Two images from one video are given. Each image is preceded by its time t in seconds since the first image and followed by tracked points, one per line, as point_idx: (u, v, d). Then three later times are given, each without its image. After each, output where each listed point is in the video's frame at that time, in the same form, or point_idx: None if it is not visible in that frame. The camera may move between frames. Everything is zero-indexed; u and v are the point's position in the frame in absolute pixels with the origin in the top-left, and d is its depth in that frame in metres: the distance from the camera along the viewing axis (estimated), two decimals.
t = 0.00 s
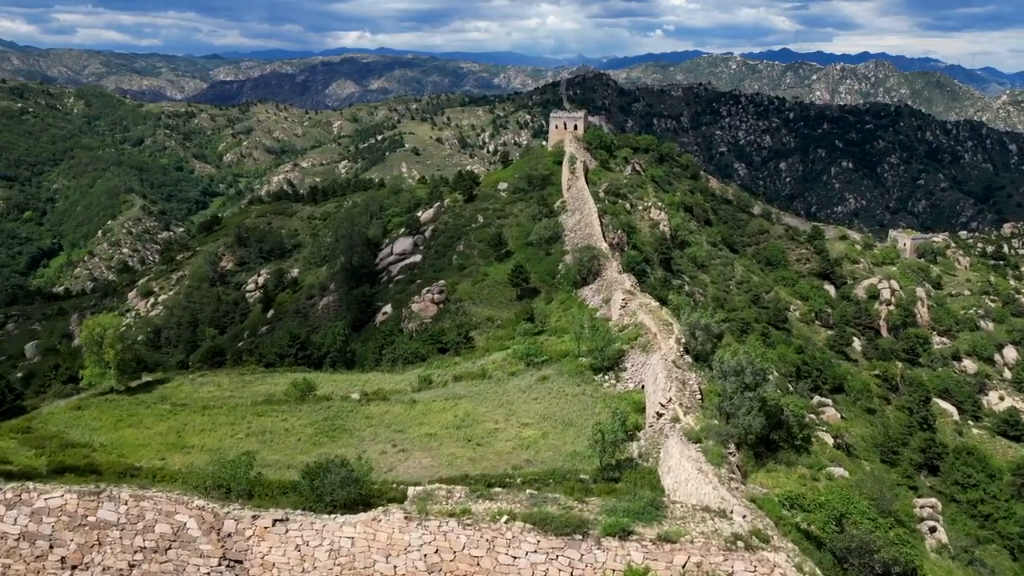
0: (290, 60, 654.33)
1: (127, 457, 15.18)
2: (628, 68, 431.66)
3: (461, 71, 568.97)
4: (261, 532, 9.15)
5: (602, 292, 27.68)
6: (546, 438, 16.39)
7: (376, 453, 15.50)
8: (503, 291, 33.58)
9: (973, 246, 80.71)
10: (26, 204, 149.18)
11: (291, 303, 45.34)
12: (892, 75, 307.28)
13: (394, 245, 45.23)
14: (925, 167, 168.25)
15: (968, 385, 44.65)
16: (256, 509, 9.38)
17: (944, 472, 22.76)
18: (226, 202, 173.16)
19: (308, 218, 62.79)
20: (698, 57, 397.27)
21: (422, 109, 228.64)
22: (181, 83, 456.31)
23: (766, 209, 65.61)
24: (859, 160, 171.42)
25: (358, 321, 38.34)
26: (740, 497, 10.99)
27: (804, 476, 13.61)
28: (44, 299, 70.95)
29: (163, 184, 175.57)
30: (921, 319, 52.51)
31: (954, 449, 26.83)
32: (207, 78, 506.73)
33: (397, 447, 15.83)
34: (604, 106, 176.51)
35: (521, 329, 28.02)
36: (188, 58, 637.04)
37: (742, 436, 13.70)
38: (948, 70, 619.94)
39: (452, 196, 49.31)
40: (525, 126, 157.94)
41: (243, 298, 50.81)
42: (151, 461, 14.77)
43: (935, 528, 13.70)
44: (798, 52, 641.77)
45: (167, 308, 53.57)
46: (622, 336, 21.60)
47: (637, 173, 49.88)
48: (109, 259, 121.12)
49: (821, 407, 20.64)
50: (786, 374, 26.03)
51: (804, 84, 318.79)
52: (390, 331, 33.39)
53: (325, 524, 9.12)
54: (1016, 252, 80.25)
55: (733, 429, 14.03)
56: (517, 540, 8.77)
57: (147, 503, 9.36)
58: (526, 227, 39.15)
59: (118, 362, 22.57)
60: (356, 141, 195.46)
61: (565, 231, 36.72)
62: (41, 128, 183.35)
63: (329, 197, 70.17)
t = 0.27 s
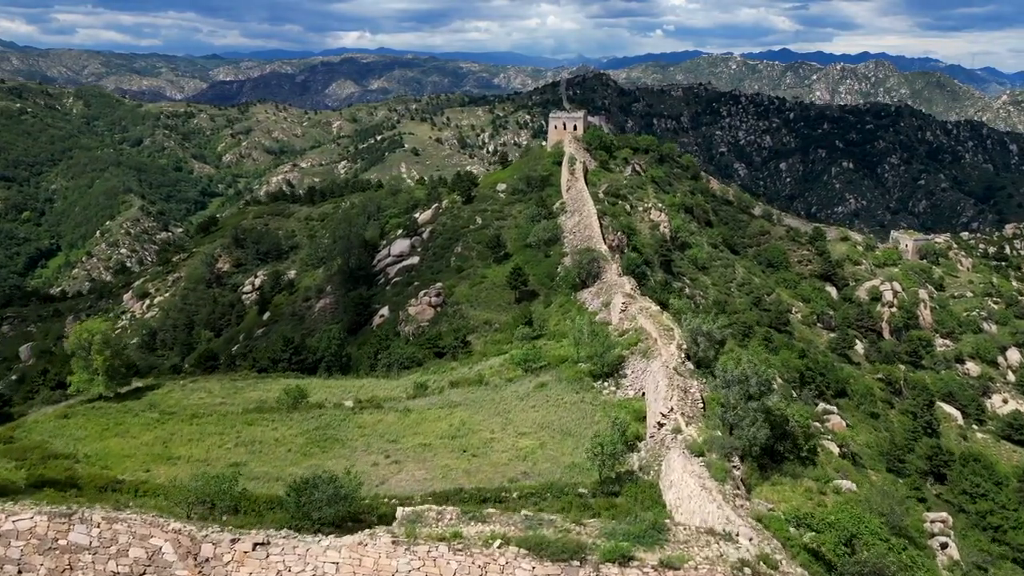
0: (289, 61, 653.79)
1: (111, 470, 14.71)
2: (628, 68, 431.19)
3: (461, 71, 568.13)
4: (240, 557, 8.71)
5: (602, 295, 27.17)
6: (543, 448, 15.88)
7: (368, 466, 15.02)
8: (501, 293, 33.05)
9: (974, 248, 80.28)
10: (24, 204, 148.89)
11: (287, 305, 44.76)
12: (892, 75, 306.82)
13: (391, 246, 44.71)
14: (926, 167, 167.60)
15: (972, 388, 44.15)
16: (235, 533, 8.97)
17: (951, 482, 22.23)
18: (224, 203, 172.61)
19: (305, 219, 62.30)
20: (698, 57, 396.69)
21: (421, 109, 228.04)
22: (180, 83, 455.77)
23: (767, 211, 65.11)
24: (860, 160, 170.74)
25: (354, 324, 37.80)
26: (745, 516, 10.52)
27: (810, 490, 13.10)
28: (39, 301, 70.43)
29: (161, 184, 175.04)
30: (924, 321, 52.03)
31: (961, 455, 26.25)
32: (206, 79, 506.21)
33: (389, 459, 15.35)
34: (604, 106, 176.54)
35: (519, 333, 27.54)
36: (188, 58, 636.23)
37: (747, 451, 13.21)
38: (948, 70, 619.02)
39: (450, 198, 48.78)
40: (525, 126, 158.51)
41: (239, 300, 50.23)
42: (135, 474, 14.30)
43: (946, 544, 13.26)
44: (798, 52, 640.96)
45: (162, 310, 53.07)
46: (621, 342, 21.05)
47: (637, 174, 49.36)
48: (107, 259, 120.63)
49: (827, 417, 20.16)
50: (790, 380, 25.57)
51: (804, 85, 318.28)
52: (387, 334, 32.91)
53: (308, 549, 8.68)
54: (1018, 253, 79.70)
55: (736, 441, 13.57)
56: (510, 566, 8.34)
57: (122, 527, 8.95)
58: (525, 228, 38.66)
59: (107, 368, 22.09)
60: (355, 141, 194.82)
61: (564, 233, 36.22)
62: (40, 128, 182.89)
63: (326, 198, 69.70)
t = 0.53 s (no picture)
0: (289, 62, 652.99)
1: (93, 483, 14.24)
2: (628, 68, 430.19)
3: (461, 71, 567.26)
4: None
5: (601, 299, 26.67)
6: (539, 460, 15.39)
7: (359, 478, 14.55)
8: (499, 296, 32.55)
9: (976, 249, 79.66)
10: (23, 205, 148.34)
11: (283, 308, 44.26)
12: (893, 75, 306.00)
13: (389, 248, 44.22)
14: (926, 167, 167.03)
15: (976, 391, 43.66)
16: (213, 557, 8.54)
17: (958, 492, 21.75)
18: (224, 203, 172.12)
19: (302, 220, 61.79)
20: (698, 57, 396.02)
21: (421, 109, 227.41)
22: (180, 83, 455.05)
23: (768, 211, 64.60)
24: (860, 160, 170.13)
25: (351, 327, 37.34)
26: (751, 538, 10.09)
27: (817, 504, 12.63)
28: (35, 302, 69.88)
29: (160, 185, 174.45)
30: (927, 323, 51.52)
31: (967, 462, 25.76)
32: (206, 79, 505.63)
33: (381, 470, 14.90)
34: (604, 107, 176.62)
35: (516, 337, 27.04)
36: (188, 59, 635.26)
37: (751, 463, 12.73)
38: (949, 70, 617.81)
39: (448, 199, 48.27)
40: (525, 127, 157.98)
41: (235, 302, 49.73)
42: (117, 488, 13.84)
43: (958, 561, 12.77)
44: (799, 52, 640.02)
45: (158, 312, 52.59)
46: (621, 347, 20.54)
47: (637, 175, 48.89)
48: (105, 260, 120.15)
49: (831, 425, 19.70)
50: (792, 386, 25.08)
51: (804, 85, 317.67)
52: (383, 338, 32.44)
53: None
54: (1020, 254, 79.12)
55: (740, 454, 13.11)
56: None
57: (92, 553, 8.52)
58: (523, 230, 38.15)
59: (94, 375, 21.63)
60: (355, 141, 194.20)
61: (563, 235, 35.75)
62: (39, 128, 182.46)
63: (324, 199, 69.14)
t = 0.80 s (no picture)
0: (289, 62, 652.12)
1: (71, 499, 13.75)
2: (628, 68, 429.31)
3: (461, 71, 566.32)
4: None
5: (600, 302, 26.17)
6: (535, 472, 14.87)
7: (348, 491, 14.06)
8: (497, 299, 32.03)
9: (978, 250, 79.04)
10: (21, 205, 147.79)
11: (279, 310, 43.70)
12: (893, 75, 305.25)
13: (386, 250, 43.70)
14: (927, 167, 166.40)
15: (979, 394, 43.16)
16: None
17: (965, 503, 21.23)
18: (222, 203, 171.54)
19: (299, 221, 61.28)
20: (698, 57, 395.28)
21: (421, 109, 226.75)
22: (179, 83, 454.15)
23: (769, 212, 64.07)
24: (861, 160, 169.45)
25: (347, 330, 36.84)
26: (756, 561, 9.76)
27: (824, 521, 12.13)
28: (29, 304, 69.29)
29: (159, 185, 173.81)
30: (929, 325, 51.01)
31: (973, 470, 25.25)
32: (206, 79, 504.82)
33: (372, 483, 14.41)
34: (604, 106, 176.53)
35: (513, 342, 26.53)
36: (188, 59, 634.18)
37: (754, 479, 12.21)
38: (949, 70, 616.94)
39: (446, 200, 47.74)
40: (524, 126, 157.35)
41: (230, 304, 49.17)
42: (96, 503, 13.34)
43: None
44: (799, 52, 639.11)
45: (153, 314, 52.08)
46: (619, 353, 20.00)
47: (637, 176, 48.41)
48: (103, 261, 119.56)
49: (835, 435, 19.20)
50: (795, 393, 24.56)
51: (804, 85, 317.04)
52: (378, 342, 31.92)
53: None
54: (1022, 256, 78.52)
55: (744, 468, 12.55)
56: None
57: None
58: (521, 232, 37.60)
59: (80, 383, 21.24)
60: (354, 141, 193.57)
61: (562, 237, 35.24)
62: (37, 128, 181.81)
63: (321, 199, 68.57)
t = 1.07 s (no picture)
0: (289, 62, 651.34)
1: (46, 516, 13.27)
2: (629, 68, 428.46)
3: (461, 71, 565.63)
4: None
5: (599, 306, 25.64)
6: (529, 486, 14.35)
7: (334, 507, 13.56)
8: (493, 303, 31.50)
9: (980, 251, 78.43)
10: (19, 205, 147.35)
11: (274, 313, 43.19)
12: (894, 75, 304.40)
13: (382, 252, 43.19)
14: (928, 167, 165.73)
15: (983, 398, 42.62)
16: None
17: (972, 515, 20.66)
18: (221, 203, 171.01)
19: (296, 222, 60.76)
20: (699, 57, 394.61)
21: (420, 108, 226.14)
22: (179, 83, 453.35)
23: (770, 213, 63.52)
24: (861, 160, 168.75)
25: (342, 333, 36.33)
26: None
27: (829, 540, 11.61)
28: (24, 305, 68.80)
29: (158, 185, 173.26)
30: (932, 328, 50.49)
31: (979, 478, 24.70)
32: (206, 79, 504.20)
33: (359, 498, 13.90)
34: (605, 106, 176.13)
35: (509, 347, 25.99)
36: (188, 59, 633.37)
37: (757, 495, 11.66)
38: (950, 70, 616.08)
39: (443, 201, 47.19)
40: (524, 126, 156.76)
41: (226, 306, 48.67)
42: (71, 522, 12.86)
43: None
44: (799, 52, 638.33)
45: (148, 316, 51.56)
46: (617, 360, 19.44)
47: (637, 177, 47.87)
48: (101, 262, 119.06)
49: (839, 447, 18.66)
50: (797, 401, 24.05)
51: (805, 85, 316.42)
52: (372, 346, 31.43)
53: None
54: None
55: (745, 484, 12.00)
56: None
57: None
58: (519, 234, 37.02)
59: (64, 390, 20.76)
60: (354, 141, 192.96)
61: (560, 239, 34.70)
62: (36, 128, 181.28)
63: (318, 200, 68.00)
